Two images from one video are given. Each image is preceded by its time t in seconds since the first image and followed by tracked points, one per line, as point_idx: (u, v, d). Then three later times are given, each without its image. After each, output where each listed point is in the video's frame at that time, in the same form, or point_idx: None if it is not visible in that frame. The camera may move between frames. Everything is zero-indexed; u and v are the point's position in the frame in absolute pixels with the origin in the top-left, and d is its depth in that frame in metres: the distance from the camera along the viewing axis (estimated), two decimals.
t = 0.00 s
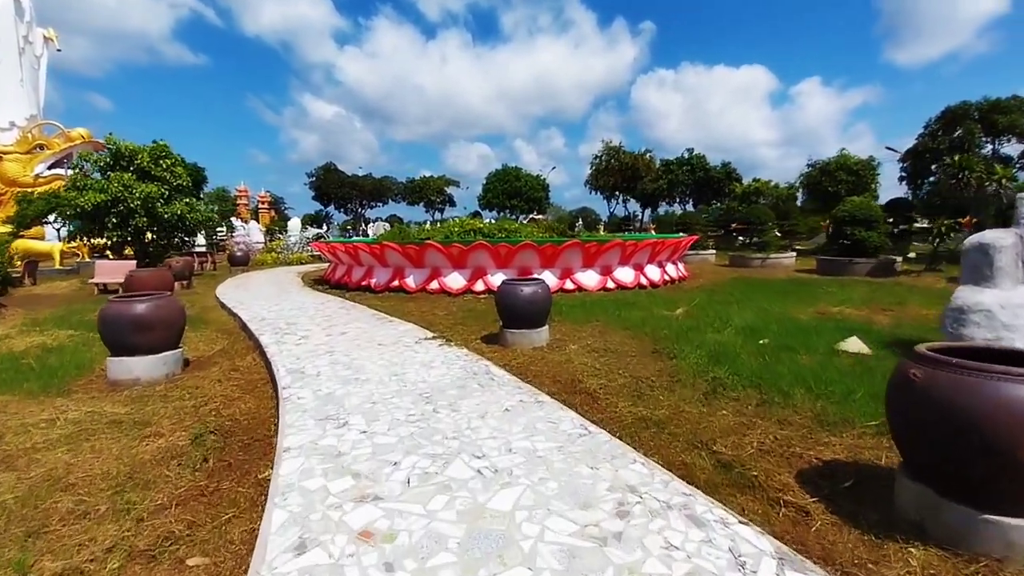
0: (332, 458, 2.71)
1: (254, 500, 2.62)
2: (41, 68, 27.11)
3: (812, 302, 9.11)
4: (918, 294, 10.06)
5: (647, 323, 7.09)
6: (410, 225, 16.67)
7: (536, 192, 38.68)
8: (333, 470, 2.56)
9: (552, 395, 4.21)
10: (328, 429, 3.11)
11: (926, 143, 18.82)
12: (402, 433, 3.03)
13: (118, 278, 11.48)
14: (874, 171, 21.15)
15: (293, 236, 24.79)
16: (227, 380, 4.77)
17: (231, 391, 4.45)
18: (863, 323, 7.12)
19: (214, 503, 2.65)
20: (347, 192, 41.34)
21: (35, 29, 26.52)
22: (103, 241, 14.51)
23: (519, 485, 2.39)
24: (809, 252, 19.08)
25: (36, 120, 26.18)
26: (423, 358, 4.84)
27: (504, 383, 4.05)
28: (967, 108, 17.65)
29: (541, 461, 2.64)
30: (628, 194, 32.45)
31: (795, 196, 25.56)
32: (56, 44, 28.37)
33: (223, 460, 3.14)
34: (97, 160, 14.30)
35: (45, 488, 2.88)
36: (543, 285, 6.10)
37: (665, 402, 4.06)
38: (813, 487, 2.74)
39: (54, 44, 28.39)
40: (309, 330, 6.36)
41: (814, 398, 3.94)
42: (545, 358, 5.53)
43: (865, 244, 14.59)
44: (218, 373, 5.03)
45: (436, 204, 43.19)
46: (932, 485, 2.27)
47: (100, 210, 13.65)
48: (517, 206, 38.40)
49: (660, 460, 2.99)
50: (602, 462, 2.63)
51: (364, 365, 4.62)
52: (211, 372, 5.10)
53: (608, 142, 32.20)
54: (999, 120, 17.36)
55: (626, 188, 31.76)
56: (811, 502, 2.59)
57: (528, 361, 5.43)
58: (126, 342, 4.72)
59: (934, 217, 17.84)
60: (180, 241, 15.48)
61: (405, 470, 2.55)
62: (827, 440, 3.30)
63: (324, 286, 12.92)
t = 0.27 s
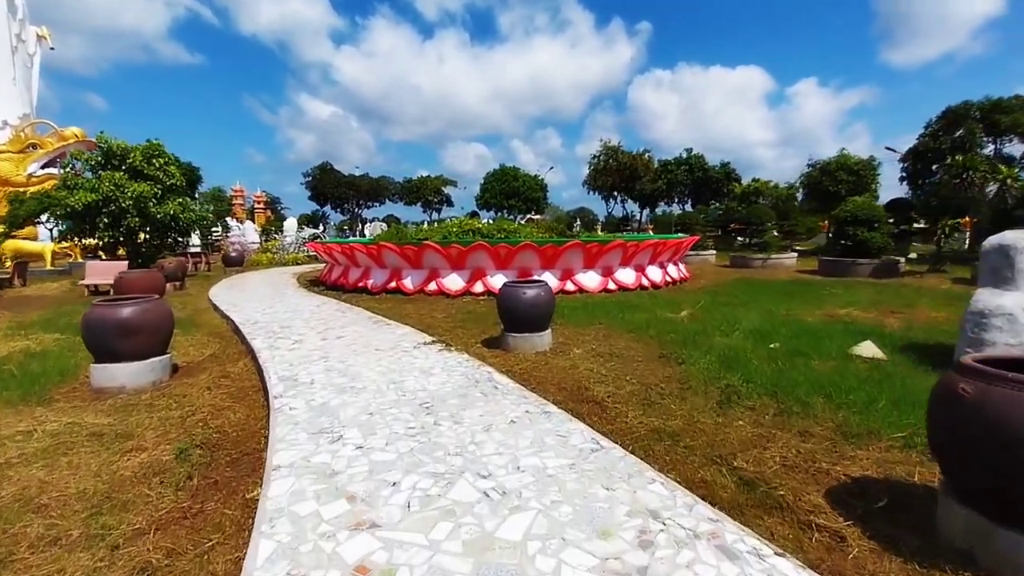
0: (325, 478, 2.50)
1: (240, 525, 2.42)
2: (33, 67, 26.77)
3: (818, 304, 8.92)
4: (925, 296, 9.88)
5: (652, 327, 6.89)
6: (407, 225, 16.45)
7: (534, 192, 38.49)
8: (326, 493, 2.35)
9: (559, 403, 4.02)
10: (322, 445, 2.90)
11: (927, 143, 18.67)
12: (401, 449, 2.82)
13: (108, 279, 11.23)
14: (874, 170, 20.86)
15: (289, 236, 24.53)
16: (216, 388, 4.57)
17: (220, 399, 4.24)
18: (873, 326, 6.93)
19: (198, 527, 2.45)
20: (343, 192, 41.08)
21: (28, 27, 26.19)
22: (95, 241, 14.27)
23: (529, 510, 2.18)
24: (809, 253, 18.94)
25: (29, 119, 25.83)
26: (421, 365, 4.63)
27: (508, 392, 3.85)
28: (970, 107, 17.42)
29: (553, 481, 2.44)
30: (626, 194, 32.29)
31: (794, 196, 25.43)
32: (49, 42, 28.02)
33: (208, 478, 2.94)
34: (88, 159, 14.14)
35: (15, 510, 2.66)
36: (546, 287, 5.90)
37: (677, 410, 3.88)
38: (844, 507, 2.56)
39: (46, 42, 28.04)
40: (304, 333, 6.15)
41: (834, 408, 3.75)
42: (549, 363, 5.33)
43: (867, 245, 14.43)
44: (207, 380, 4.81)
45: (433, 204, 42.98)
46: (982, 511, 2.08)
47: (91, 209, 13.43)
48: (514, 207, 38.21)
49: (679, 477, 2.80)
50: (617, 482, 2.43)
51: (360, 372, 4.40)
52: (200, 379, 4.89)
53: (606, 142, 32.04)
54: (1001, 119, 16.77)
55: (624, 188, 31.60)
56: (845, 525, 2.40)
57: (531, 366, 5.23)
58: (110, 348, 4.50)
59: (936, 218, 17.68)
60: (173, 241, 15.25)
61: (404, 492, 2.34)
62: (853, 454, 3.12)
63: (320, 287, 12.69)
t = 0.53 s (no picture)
0: (317, 501, 2.28)
1: (222, 554, 2.20)
2: (27, 65, 26.43)
3: (826, 305, 8.71)
4: (933, 297, 9.69)
5: (658, 329, 6.68)
6: (404, 225, 16.20)
7: (532, 192, 38.28)
8: (317, 520, 2.12)
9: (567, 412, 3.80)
10: (313, 462, 2.67)
11: (929, 142, 18.48)
12: (399, 467, 2.59)
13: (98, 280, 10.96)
14: (875, 170, 20.63)
15: (285, 236, 24.25)
16: (204, 395, 4.33)
17: (207, 408, 4.01)
18: (885, 329, 6.72)
19: (176, 556, 2.23)
20: (340, 191, 40.82)
21: (21, 25, 25.86)
22: (86, 241, 14.00)
23: (544, 542, 1.95)
24: (811, 254, 18.76)
25: (21, 118, 25.50)
26: (421, 371, 4.39)
27: (513, 400, 3.63)
28: (972, 105, 17.22)
29: (567, 505, 2.22)
30: (625, 194, 32.11)
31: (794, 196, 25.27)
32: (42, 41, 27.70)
33: (191, 498, 2.71)
34: (79, 157, 13.88)
35: None
36: (551, 289, 5.67)
37: (693, 419, 3.67)
38: (884, 531, 2.34)
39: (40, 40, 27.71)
40: (298, 337, 5.91)
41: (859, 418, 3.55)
42: (553, 368, 5.11)
43: (871, 245, 14.24)
44: (195, 388, 4.58)
45: (430, 203, 42.78)
46: None
47: (81, 208, 13.16)
48: (512, 206, 38.00)
49: (702, 497, 2.59)
50: (639, 506, 2.21)
51: (355, 379, 4.17)
52: (188, 386, 4.66)
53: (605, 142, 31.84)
54: (1004, 119, 16.41)
55: (623, 188, 31.41)
56: (889, 553, 2.19)
57: (535, 371, 5.01)
58: (92, 354, 4.26)
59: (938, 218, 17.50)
60: (166, 241, 14.99)
61: (403, 518, 2.12)
62: (886, 470, 2.91)
63: (316, 288, 12.44)
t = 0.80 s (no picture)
0: (313, 537, 2.04)
1: None
2: (19, 64, 26.11)
3: (836, 308, 8.50)
4: (942, 299, 9.49)
5: (667, 334, 6.46)
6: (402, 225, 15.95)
7: (530, 192, 38.06)
8: (314, 561, 1.90)
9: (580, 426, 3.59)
10: (310, 489, 2.43)
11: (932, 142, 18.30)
12: (405, 494, 2.36)
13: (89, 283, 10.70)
14: (876, 170, 20.50)
15: (281, 236, 23.96)
16: (194, 408, 4.10)
17: (197, 422, 3.78)
18: (901, 333, 6.52)
19: None
20: (337, 191, 40.53)
21: (14, 23, 25.54)
22: (77, 243, 13.73)
23: None
24: (813, 255, 18.59)
25: (13, 117, 25.18)
26: (423, 381, 4.16)
27: (524, 414, 3.41)
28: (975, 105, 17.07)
29: (594, 541, 1.99)
30: (624, 194, 31.93)
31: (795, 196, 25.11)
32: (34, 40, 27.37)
33: (176, 528, 2.48)
34: (70, 157, 13.62)
35: None
36: (558, 294, 5.44)
37: (714, 434, 3.45)
38: (940, 567, 2.13)
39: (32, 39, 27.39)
40: (293, 343, 5.67)
41: (892, 433, 3.34)
42: (562, 377, 4.89)
43: (875, 246, 14.06)
44: (184, 400, 4.34)
45: (428, 203, 42.52)
46: None
47: (72, 209, 12.90)
48: (511, 206, 37.77)
49: (736, 527, 2.38)
50: (673, 542, 1.99)
51: (354, 390, 3.94)
52: (177, 397, 4.42)
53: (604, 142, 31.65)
54: (1009, 118, 16.28)
55: (622, 188, 31.22)
56: None
57: (542, 380, 4.79)
58: (74, 364, 4.03)
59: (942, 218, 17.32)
60: (160, 242, 14.73)
61: (410, 559, 1.89)
62: (929, 492, 2.70)
63: (313, 290, 12.19)
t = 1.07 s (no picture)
0: (312, 568, 1.82)
1: None
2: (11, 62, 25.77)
3: (846, 309, 8.30)
4: (952, 299, 9.32)
5: (677, 336, 6.26)
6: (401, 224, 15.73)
7: (528, 191, 37.87)
8: None
9: (596, 435, 3.38)
10: (310, 510, 2.21)
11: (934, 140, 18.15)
12: (414, 516, 2.14)
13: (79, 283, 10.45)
14: (877, 169, 20.39)
15: (277, 236, 23.68)
16: (185, 416, 3.88)
17: (187, 432, 3.56)
18: (917, 334, 6.32)
19: None
20: (333, 191, 40.24)
21: (5, 21, 25.20)
22: (68, 242, 13.46)
23: None
24: (815, 254, 18.44)
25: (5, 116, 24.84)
26: (427, 387, 3.94)
27: (537, 422, 3.19)
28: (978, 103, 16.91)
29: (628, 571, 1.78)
30: (622, 193, 31.77)
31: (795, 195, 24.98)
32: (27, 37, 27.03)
33: (163, 552, 2.27)
34: (61, 154, 13.36)
35: None
36: (565, 294, 5.23)
37: (740, 443, 3.26)
38: None
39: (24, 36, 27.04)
40: (289, 346, 5.44)
41: (929, 442, 3.14)
42: (571, 381, 4.67)
43: (879, 245, 13.89)
44: (174, 407, 4.11)
45: (425, 203, 42.28)
46: None
47: (63, 208, 12.63)
48: (509, 206, 37.56)
49: (778, 551, 2.18)
50: (717, 572, 1.79)
51: (354, 397, 3.71)
52: (167, 404, 4.20)
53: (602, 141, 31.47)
54: (1012, 117, 16.19)
55: (621, 187, 31.05)
56: None
57: (551, 384, 4.58)
58: (57, 370, 3.79)
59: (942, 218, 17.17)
60: (153, 242, 14.47)
61: None
62: (979, 508, 2.51)
63: (309, 291, 11.95)
